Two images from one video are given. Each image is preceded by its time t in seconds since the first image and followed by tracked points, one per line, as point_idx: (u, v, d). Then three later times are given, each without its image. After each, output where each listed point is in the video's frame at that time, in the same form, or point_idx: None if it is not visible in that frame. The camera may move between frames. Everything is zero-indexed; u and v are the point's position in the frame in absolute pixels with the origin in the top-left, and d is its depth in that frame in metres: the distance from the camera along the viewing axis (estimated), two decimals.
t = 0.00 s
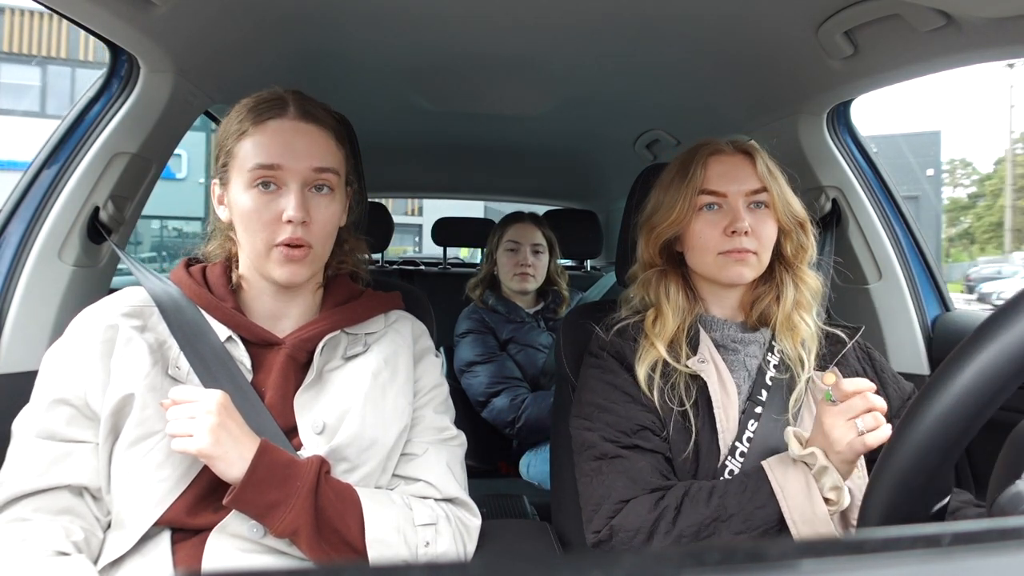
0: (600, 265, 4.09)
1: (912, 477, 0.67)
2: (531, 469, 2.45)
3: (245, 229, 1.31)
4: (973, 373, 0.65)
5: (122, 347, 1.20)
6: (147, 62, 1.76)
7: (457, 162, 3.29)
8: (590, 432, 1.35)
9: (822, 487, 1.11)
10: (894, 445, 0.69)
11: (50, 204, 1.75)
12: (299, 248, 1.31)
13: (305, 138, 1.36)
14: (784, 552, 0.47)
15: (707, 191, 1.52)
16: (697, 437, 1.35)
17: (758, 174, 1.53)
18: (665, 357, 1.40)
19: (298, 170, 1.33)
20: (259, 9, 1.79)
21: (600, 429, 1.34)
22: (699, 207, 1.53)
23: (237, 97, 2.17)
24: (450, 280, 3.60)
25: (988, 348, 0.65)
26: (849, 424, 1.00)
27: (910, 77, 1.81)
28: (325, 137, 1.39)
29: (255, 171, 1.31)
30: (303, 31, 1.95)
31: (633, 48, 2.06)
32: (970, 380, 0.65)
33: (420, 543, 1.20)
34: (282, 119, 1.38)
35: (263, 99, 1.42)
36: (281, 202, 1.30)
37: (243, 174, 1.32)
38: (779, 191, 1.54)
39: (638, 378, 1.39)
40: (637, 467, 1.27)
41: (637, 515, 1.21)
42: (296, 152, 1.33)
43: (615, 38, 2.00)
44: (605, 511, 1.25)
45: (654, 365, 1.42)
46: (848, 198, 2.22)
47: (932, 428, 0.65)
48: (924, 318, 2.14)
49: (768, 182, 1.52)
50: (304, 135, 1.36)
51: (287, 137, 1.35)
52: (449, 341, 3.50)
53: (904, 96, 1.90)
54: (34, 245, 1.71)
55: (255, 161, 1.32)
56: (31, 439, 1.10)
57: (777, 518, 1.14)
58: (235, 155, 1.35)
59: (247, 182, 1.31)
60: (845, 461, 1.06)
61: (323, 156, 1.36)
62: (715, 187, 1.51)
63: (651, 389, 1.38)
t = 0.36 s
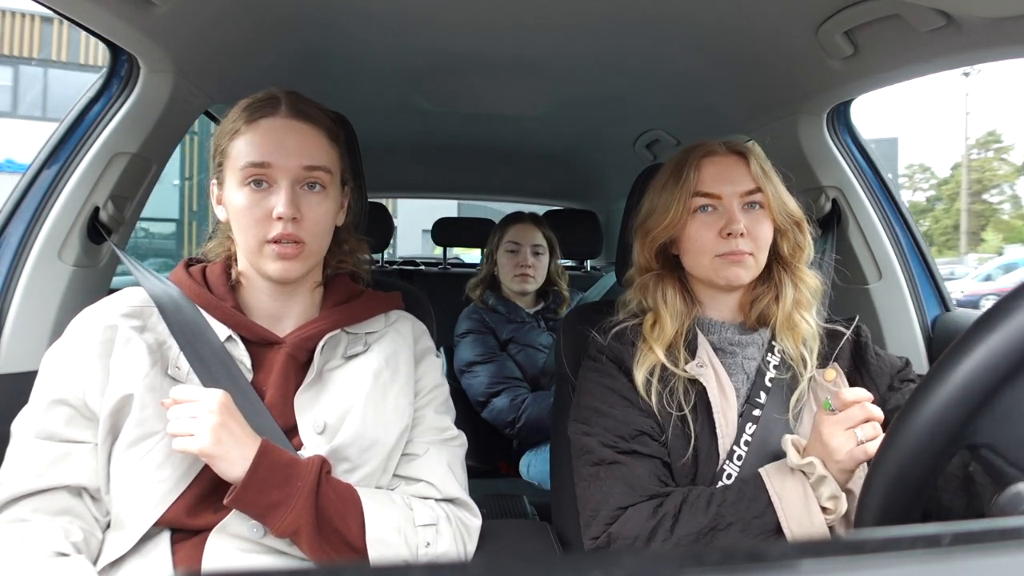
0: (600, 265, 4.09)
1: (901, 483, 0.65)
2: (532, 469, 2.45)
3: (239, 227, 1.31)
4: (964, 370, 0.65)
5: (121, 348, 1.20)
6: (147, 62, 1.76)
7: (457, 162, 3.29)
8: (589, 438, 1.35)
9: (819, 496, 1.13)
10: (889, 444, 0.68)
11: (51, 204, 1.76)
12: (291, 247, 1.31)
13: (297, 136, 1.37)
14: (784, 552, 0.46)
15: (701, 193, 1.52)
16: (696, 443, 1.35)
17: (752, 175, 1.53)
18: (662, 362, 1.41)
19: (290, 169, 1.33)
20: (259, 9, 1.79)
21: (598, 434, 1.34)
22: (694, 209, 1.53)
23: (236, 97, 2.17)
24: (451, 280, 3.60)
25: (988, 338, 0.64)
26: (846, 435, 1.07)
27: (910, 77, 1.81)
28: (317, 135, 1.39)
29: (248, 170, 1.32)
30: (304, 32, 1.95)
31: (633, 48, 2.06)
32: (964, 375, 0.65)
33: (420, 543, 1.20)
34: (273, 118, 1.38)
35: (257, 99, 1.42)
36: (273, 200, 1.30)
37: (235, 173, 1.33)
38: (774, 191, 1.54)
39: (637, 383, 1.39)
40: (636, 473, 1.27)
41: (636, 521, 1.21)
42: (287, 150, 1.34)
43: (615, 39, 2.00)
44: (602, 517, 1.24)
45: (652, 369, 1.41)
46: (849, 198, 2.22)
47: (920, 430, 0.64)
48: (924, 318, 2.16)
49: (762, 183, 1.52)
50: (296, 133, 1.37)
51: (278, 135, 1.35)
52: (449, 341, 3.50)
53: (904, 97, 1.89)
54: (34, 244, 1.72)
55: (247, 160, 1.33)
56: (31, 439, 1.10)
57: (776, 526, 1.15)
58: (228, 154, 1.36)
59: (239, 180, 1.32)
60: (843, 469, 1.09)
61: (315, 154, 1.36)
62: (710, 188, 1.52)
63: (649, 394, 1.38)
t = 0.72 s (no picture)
0: (600, 265, 4.10)
1: (895, 487, 0.66)
2: (532, 469, 2.42)
3: (233, 228, 1.31)
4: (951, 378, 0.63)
5: (121, 347, 1.20)
6: (147, 62, 1.78)
7: (457, 162, 3.30)
8: (586, 442, 1.35)
9: (813, 491, 1.12)
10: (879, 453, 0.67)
11: (50, 204, 1.76)
12: (287, 247, 1.30)
13: (288, 136, 1.36)
14: (784, 552, 0.44)
15: (687, 193, 1.52)
16: (694, 444, 1.35)
17: (737, 173, 1.52)
18: (658, 363, 1.40)
19: (282, 169, 1.33)
20: (259, 9, 1.79)
21: (595, 439, 1.34)
22: (680, 211, 1.53)
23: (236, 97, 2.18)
24: (451, 280, 3.60)
25: (983, 341, 0.61)
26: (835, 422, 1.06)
27: (910, 77, 1.81)
28: (308, 134, 1.39)
29: (240, 171, 1.32)
30: (303, 33, 1.95)
31: (633, 48, 2.06)
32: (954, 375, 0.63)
33: (421, 543, 1.21)
34: (264, 118, 1.37)
35: (250, 98, 1.42)
36: (266, 201, 1.30)
37: (228, 175, 1.33)
38: (761, 190, 1.52)
39: (633, 389, 1.39)
40: (632, 477, 1.27)
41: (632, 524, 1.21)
42: (279, 151, 1.34)
43: (614, 39, 2.00)
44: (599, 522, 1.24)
45: (648, 371, 1.42)
46: (849, 198, 2.22)
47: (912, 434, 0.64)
48: (924, 318, 2.14)
49: (748, 182, 1.51)
50: (286, 132, 1.36)
51: (270, 135, 1.35)
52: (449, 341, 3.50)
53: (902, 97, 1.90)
54: (34, 243, 1.72)
55: (240, 161, 1.32)
56: (29, 440, 1.10)
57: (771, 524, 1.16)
58: (222, 155, 1.36)
59: (233, 182, 1.32)
60: (836, 462, 1.07)
61: (307, 153, 1.36)
62: (694, 189, 1.51)
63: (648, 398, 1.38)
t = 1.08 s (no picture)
0: (600, 265, 4.10)
1: (895, 486, 0.56)
2: (532, 469, 2.42)
3: (233, 228, 1.31)
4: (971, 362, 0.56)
5: (120, 347, 1.20)
6: (147, 63, 1.77)
7: (458, 162, 3.29)
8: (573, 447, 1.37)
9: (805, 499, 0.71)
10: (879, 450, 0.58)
11: (49, 204, 1.76)
12: (287, 249, 1.30)
13: (290, 138, 1.36)
14: (784, 552, 0.41)
15: (677, 197, 1.52)
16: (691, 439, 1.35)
17: (725, 174, 1.50)
18: (657, 355, 1.43)
19: (283, 170, 1.33)
20: (257, 9, 1.78)
21: (579, 444, 1.36)
22: (671, 213, 1.53)
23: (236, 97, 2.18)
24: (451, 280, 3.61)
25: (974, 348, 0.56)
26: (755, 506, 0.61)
27: (908, 78, 1.79)
28: (311, 135, 1.39)
29: (241, 172, 1.32)
30: (301, 33, 1.95)
31: (633, 47, 2.06)
32: (967, 369, 0.56)
33: (421, 543, 1.21)
34: (267, 118, 1.38)
35: (252, 99, 1.42)
36: (265, 202, 1.30)
37: (229, 176, 1.33)
38: (751, 191, 1.49)
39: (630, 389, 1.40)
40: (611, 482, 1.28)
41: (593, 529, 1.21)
42: (280, 151, 1.33)
43: (615, 38, 2.00)
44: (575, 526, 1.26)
45: (647, 364, 1.43)
46: (848, 199, 2.21)
47: (905, 448, 0.57)
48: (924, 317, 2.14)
49: (736, 184, 1.49)
50: (288, 133, 1.36)
51: (272, 136, 1.35)
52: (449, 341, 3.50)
53: (903, 97, 1.88)
54: (34, 243, 1.72)
55: (241, 162, 1.32)
56: (28, 439, 1.10)
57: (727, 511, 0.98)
58: (223, 155, 1.36)
59: (233, 183, 1.32)
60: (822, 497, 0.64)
61: (307, 154, 1.36)
62: (683, 192, 1.51)
63: (646, 403, 1.38)
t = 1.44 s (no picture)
0: (600, 265, 4.15)
1: (898, 484, 0.56)
2: (532, 468, 2.47)
3: (235, 230, 1.35)
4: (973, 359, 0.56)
5: (120, 348, 1.25)
6: (147, 63, 1.82)
7: (458, 162, 3.35)
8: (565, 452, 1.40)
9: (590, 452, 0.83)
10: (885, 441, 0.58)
11: (51, 203, 1.84)
12: (290, 250, 1.36)
13: (291, 141, 1.41)
14: (784, 552, 0.44)
15: (664, 201, 1.56)
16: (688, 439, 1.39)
17: (709, 176, 1.53)
18: (652, 357, 1.47)
19: (285, 172, 1.37)
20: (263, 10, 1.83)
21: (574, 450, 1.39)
22: (659, 217, 1.57)
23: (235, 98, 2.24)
24: (450, 280, 3.66)
25: (974, 347, 0.56)
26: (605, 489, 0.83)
27: (910, 77, 1.84)
28: (309, 136, 1.44)
29: (243, 175, 1.36)
30: (303, 34, 1.99)
31: (623, 50, 2.12)
32: (968, 368, 0.56)
33: (420, 544, 1.26)
34: (268, 120, 1.43)
35: (251, 99, 1.47)
36: (269, 204, 1.35)
37: (231, 178, 1.37)
38: (735, 192, 1.52)
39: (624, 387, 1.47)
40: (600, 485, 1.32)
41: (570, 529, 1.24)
42: (282, 155, 1.38)
43: (608, 38, 2.04)
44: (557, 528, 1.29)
45: (641, 365, 1.49)
46: (848, 199, 2.26)
47: (911, 441, 0.57)
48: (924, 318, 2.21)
49: (720, 184, 1.52)
50: (289, 135, 1.41)
51: (274, 138, 1.40)
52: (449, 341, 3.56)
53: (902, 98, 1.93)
54: (34, 244, 1.80)
55: (244, 165, 1.36)
56: (29, 441, 1.15)
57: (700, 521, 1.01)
58: (224, 156, 1.41)
59: (234, 185, 1.36)
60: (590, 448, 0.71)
61: (309, 158, 1.41)
62: (669, 195, 1.54)
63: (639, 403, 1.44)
